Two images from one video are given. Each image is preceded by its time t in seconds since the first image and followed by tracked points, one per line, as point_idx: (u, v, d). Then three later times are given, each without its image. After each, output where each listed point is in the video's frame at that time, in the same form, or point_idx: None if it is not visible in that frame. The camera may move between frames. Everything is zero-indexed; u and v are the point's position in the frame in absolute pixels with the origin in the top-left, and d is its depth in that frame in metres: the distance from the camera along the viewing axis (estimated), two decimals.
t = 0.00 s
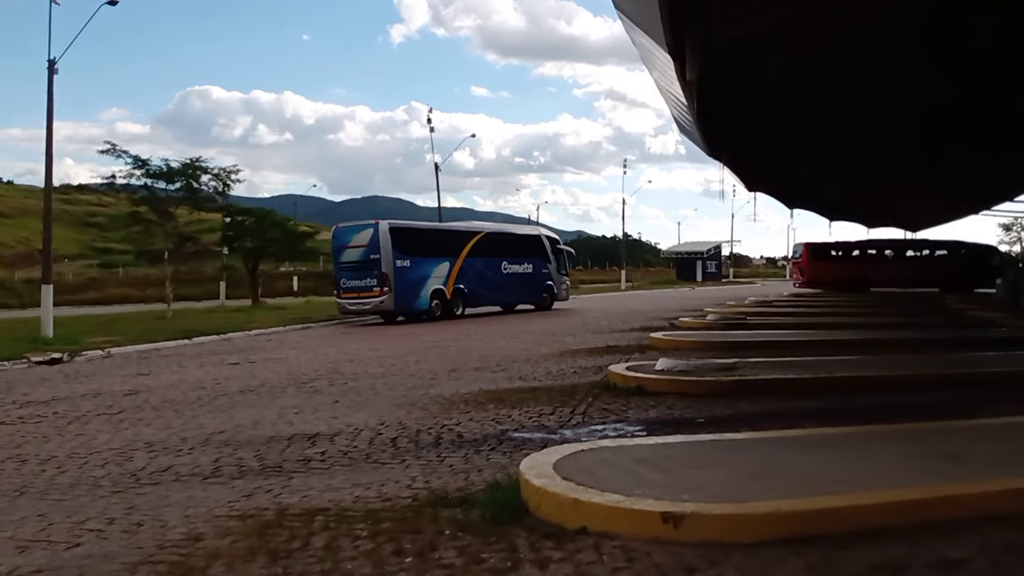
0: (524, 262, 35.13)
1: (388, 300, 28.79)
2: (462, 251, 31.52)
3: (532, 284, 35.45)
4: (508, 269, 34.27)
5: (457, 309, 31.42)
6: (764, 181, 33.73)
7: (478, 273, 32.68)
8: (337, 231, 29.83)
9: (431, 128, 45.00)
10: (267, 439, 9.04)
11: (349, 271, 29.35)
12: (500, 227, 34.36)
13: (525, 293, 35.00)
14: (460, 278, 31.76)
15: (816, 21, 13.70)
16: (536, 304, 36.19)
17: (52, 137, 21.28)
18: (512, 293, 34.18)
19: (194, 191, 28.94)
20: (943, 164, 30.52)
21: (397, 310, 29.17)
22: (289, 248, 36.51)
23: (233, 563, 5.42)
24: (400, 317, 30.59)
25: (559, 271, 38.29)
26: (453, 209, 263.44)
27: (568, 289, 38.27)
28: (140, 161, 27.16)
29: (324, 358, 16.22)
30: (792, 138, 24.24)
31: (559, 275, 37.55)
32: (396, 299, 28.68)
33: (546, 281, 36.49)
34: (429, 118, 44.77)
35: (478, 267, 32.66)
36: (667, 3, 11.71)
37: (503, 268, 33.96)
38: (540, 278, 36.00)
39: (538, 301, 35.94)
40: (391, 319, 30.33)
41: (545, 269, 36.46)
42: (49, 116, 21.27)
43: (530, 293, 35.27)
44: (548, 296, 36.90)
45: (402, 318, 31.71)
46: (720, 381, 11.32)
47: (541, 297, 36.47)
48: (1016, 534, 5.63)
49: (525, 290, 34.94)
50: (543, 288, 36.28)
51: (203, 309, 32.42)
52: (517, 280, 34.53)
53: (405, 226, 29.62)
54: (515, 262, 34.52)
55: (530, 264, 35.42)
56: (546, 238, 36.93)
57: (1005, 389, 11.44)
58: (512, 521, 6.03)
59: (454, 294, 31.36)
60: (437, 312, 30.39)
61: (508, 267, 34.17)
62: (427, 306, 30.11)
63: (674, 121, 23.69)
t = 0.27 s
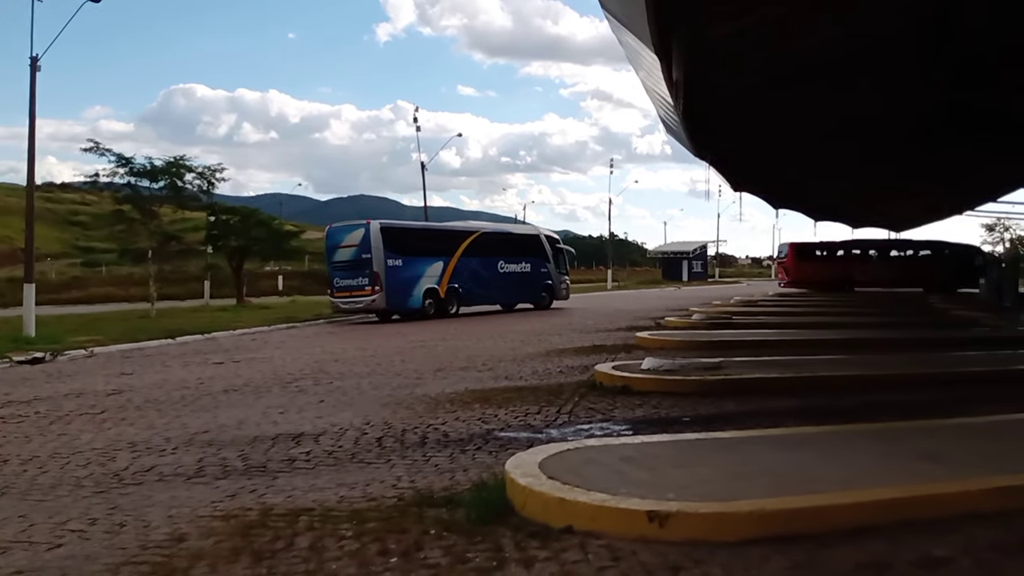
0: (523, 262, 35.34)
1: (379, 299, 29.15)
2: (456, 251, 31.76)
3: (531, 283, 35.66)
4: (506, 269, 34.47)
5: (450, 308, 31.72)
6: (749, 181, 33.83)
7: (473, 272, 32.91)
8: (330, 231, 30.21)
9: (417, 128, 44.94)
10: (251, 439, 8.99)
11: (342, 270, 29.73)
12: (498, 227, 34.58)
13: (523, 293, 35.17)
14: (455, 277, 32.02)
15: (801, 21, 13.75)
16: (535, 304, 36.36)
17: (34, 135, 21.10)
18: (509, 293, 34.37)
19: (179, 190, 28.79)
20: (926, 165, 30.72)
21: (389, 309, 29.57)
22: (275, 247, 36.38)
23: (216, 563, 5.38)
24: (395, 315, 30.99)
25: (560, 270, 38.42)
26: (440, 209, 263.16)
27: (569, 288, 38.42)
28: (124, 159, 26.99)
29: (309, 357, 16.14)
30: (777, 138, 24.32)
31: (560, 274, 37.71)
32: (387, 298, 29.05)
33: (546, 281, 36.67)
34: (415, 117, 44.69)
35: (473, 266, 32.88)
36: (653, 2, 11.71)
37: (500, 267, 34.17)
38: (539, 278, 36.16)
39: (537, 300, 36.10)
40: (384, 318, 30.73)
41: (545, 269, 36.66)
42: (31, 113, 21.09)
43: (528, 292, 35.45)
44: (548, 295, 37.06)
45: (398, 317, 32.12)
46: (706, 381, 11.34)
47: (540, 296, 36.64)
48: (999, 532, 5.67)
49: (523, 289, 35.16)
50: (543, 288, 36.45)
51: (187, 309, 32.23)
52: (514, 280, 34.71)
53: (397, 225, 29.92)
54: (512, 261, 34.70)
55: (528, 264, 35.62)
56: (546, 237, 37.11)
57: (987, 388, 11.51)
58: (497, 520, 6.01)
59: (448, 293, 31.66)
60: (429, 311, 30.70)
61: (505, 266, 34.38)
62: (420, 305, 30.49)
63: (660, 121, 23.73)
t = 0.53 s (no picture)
0: (522, 262, 35.51)
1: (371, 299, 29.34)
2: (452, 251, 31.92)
3: (529, 283, 35.82)
4: (504, 269, 34.63)
5: (446, 308, 31.90)
6: (736, 182, 33.91)
7: (470, 272, 33.06)
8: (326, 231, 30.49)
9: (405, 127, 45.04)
10: (237, 440, 8.94)
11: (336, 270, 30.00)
12: (496, 227, 34.76)
13: (521, 292, 35.32)
14: (450, 277, 32.20)
15: (789, 22, 13.78)
16: (535, 303, 36.50)
17: (17, 133, 20.92)
18: (507, 293, 34.53)
19: (164, 189, 28.64)
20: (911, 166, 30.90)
21: (382, 308, 29.77)
22: (261, 246, 36.23)
23: (202, 565, 5.34)
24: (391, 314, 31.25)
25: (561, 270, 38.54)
26: (427, 208, 263.17)
27: (571, 288, 38.55)
28: (108, 158, 26.80)
29: (295, 358, 16.07)
30: (763, 139, 24.37)
31: (561, 274, 37.83)
32: (380, 297, 29.22)
33: (546, 281, 36.81)
34: (403, 117, 44.77)
35: (470, 266, 33.04)
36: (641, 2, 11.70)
37: (498, 267, 34.33)
38: (538, 278, 36.30)
39: (536, 300, 36.23)
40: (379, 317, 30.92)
41: (545, 269, 36.81)
42: (14, 112, 20.91)
43: (526, 292, 35.61)
44: (548, 295, 37.18)
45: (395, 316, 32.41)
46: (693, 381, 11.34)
47: (540, 296, 36.78)
48: (983, 531, 5.70)
49: (521, 289, 35.33)
50: (542, 288, 36.59)
51: (173, 309, 32.05)
52: (512, 279, 34.86)
53: (392, 225, 30.11)
54: (510, 261, 34.86)
55: (527, 264, 35.78)
56: (546, 237, 37.24)
57: (972, 388, 11.58)
58: (485, 521, 5.99)
59: (443, 293, 31.81)
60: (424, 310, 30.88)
61: (503, 266, 34.54)
62: (414, 304, 30.66)
63: (647, 122, 23.74)
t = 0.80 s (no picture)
0: (522, 262, 35.61)
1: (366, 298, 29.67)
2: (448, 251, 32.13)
3: (530, 283, 35.89)
4: (503, 269, 34.76)
5: (442, 307, 32.20)
6: (724, 183, 34.02)
7: (467, 272, 33.19)
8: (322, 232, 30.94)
9: (392, 127, 44.96)
10: (223, 440, 8.90)
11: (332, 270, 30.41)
12: (496, 227, 34.89)
13: (521, 292, 35.41)
14: (447, 277, 32.41)
15: (776, 24, 13.84)
16: (537, 303, 36.56)
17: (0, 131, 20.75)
18: (506, 293, 34.64)
19: (150, 189, 28.57)
20: (896, 167, 31.10)
21: (377, 308, 30.09)
22: (246, 246, 36.12)
23: (187, 566, 5.32)
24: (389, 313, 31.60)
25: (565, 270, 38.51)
26: (415, 208, 262.82)
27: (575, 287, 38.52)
28: (94, 157, 26.64)
29: (282, 358, 16.03)
30: (750, 140, 24.45)
31: (565, 273, 37.78)
32: (374, 297, 29.53)
33: (548, 281, 36.84)
34: (390, 117, 44.69)
35: (467, 266, 33.18)
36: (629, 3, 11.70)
37: (497, 267, 34.45)
38: (540, 279, 36.34)
39: (537, 300, 36.28)
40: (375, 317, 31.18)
41: (547, 269, 36.87)
42: None
43: (527, 293, 35.71)
44: (551, 295, 37.20)
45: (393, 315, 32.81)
46: (680, 381, 11.38)
47: (542, 296, 36.84)
48: (968, 531, 5.73)
49: (522, 289, 35.42)
50: (544, 288, 36.63)
51: (158, 309, 31.90)
52: (512, 280, 34.97)
53: (386, 226, 30.40)
54: (510, 262, 34.99)
55: (528, 264, 35.86)
56: (549, 237, 37.27)
57: (957, 389, 11.66)
58: (471, 521, 5.99)
59: (439, 293, 32.04)
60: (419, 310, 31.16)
61: (502, 266, 34.66)
62: (410, 304, 30.94)
63: (636, 122, 23.78)
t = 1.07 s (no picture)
0: (523, 264, 35.68)
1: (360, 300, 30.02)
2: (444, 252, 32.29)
3: (532, 284, 35.90)
4: (503, 270, 34.83)
5: (440, 309, 32.41)
6: (712, 185, 34.10)
7: (465, 273, 33.32)
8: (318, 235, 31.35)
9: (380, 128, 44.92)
10: (209, 443, 8.85)
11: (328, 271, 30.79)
12: (496, 229, 35.00)
13: (522, 293, 35.44)
14: (445, 279, 32.58)
15: (764, 26, 13.88)
16: (539, 304, 36.56)
17: None
18: (505, 294, 34.70)
19: (136, 189, 28.46)
20: (881, 169, 31.29)
21: (371, 309, 30.42)
22: (233, 247, 36.00)
23: (173, 570, 5.28)
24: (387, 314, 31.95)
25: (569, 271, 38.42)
26: (403, 209, 262.56)
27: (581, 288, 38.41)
28: (79, 158, 26.48)
29: (269, 359, 15.97)
30: (737, 142, 24.50)
31: (571, 274, 37.69)
32: (368, 298, 29.95)
33: (552, 282, 36.82)
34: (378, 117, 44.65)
35: (464, 267, 33.31)
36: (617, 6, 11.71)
37: (497, 268, 34.56)
38: (541, 280, 36.32)
39: (539, 301, 36.26)
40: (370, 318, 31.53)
41: (551, 270, 36.85)
42: None
43: (527, 294, 35.73)
44: (554, 296, 37.16)
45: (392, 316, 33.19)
46: (669, 382, 11.39)
47: (545, 297, 36.82)
48: (953, 531, 5.76)
49: (523, 291, 35.48)
50: (547, 289, 36.62)
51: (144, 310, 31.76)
52: (512, 281, 35.03)
53: (381, 227, 30.72)
54: (510, 263, 35.06)
55: (529, 265, 35.91)
56: (552, 238, 37.27)
57: (942, 389, 11.74)
58: (459, 523, 5.97)
59: (435, 295, 32.25)
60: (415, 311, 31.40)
61: (502, 268, 34.76)
62: (405, 305, 31.28)
63: (624, 124, 23.81)
